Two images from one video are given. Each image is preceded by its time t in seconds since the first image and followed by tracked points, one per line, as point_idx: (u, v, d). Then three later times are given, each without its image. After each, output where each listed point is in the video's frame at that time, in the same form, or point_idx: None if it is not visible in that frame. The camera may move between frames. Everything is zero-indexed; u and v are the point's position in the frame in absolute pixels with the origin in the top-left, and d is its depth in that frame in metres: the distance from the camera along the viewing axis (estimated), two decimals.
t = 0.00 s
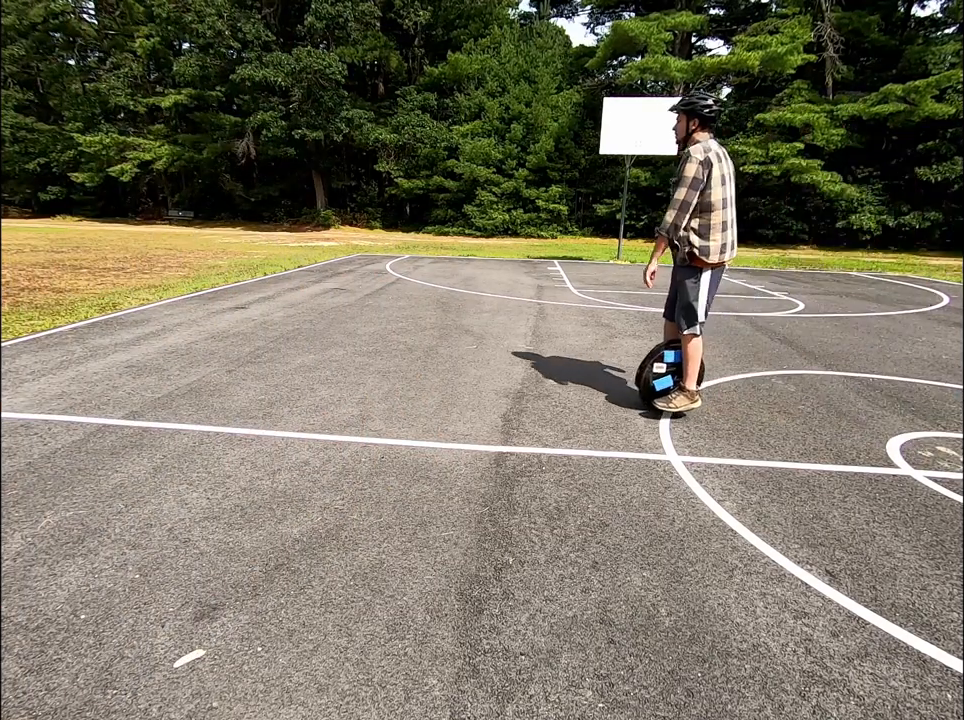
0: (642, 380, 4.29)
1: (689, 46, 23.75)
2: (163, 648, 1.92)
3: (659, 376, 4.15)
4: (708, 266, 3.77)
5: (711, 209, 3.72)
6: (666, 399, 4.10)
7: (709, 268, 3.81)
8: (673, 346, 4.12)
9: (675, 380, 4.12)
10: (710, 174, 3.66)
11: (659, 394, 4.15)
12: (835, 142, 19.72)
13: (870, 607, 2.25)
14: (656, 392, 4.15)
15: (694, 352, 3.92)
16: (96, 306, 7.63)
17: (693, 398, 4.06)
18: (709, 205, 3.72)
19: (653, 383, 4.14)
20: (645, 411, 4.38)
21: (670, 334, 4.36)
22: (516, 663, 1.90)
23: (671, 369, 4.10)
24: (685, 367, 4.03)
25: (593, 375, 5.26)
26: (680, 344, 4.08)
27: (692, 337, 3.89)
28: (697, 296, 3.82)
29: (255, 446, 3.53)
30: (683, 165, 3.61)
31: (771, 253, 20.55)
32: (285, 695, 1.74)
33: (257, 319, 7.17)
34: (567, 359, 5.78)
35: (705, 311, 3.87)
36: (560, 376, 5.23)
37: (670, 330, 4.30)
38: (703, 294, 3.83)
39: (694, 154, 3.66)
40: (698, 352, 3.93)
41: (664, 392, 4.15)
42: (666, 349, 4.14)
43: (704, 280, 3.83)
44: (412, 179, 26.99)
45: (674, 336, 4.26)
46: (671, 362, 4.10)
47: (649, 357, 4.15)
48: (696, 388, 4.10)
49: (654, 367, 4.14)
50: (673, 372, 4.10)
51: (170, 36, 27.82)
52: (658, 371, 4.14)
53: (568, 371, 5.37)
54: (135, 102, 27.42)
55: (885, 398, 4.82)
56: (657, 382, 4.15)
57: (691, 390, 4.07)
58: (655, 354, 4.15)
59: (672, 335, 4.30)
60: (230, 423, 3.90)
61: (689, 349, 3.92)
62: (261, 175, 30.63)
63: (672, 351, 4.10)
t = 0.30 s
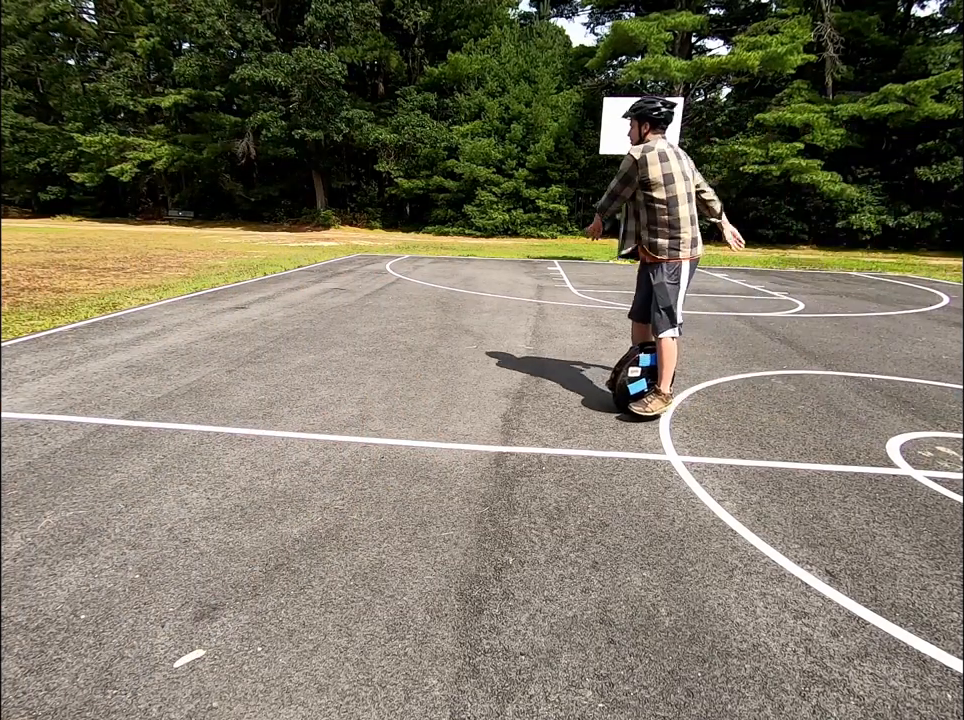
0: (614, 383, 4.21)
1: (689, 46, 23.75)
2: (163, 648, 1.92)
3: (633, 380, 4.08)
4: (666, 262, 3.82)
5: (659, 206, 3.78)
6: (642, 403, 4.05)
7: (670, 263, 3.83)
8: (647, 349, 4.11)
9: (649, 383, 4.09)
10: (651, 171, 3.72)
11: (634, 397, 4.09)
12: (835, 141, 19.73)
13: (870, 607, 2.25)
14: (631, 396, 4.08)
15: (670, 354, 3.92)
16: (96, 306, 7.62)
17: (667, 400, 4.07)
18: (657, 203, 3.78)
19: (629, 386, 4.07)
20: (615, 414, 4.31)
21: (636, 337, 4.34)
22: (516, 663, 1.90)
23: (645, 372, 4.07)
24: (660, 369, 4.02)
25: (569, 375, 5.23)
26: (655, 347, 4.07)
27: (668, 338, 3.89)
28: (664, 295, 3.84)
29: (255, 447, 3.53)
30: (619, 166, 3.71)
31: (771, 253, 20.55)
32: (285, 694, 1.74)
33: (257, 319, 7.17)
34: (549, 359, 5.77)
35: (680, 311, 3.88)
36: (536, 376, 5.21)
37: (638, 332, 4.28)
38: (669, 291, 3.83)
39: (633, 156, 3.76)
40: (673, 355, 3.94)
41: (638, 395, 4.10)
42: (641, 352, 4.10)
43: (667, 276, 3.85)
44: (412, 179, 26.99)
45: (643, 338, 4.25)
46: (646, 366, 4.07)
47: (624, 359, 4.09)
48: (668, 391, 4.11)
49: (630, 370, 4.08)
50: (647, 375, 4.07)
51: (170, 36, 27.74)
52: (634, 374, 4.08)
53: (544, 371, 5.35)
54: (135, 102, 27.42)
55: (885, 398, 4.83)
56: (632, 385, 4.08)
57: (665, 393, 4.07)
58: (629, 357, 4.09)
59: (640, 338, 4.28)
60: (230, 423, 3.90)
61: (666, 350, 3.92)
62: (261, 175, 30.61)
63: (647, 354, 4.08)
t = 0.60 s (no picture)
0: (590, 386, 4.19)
1: (689, 45, 23.75)
2: (163, 648, 1.92)
3: (609, 382, 4.04)
4: (638, 263, 3.75)
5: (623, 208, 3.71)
6: (617, 405, 4.01)
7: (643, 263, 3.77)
8: (622, 352, 4.07)
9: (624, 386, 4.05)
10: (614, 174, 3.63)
11: (609, 400, 4.06)
12: (835, 141, 19.73)
13: (870, 607, 2.25)
14: (607, 398, 4.04)
15: (644, 357, 3.86)
16: (96, 306, 7.62)
17: (644, 404, 4.02)
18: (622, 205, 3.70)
19: (605, 388, 4.04)
20: (593, 415, 4.28)
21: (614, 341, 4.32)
22: (516, 663, 1.90)
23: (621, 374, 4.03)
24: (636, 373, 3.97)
25: (549, 376, 5.21)
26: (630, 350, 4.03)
27: (642, 341, 3.84)
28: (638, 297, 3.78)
29: (256, 447, 3.53)
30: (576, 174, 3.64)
31: (770, 253, 20.54)
32: (285, 695, 1.74)
33: (257, 319, 7.17)
34: (531, 359, 5.75)
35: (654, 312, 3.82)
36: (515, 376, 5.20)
37: (615, 335, 4.23)
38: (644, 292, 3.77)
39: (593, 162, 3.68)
40: (647, 358, 3.88)
41: (614, 398, 4.06)
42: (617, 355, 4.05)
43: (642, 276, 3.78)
44: (412, 179, 27.00)
45: (620, 342, 4.21)
46: (622, 368, 4.04)
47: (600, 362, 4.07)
48: (646, 395, 4.06)
49: (606, 372, 4.03)
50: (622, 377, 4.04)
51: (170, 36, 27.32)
52: (609, 376, 4.04)
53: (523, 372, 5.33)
54: (135, 103, 27.16)
55: (884, 399, 4.83)
56: (608, 387, 4.05)
57: (641, 397, 4.02)
58: (605, 359, 4.07)
59: (616, 341, 4.24)
60: (230, 423, 3.90)
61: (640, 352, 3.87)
62: (261, 175, 30.63)
63: (622, 357, 4.04)
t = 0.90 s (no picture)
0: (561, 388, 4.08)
1: (689, 45, 23.75)
2: (163, 648, 1.92)
3: (581, 383, 3.95)
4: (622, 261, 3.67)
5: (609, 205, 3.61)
6: (592, 406, 3.93)
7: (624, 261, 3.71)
8: (592, 352, 4.00)
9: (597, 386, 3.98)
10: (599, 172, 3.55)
11: (582, 402, 3.97)
12: (835, 141, 19.74)
13: (870, 607, 2.25)
14: (581, 400, 3.95)
15: (614, 354, 3.83)
16: (96, 306, 7.62)
17: (616, 402, 3.98)
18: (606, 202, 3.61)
19: (577, 389, 3.94)
20: (564, 419, 4.18)
21: (581, 342, 4.24)
22: (516, 663, 1.90)
23: (593, 375, 3.96)
24: (606, 371, 3.91)
25: (524, 375, 5.20)
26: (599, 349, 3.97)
27: (612, 339, 3.79)
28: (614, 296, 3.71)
29: (255, 447, 3.53)
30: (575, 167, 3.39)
31: (770, 253, 20.54)
32: (285, 695, 1.74)
33: (257, 319, 7.17)
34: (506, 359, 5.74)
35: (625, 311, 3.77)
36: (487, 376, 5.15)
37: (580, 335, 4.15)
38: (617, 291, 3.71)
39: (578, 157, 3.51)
40: (616, 355, 3.85)
41: (586, 399, 3.98)
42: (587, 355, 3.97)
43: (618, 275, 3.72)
44: (412, 179, 26.98)
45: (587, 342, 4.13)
46: (593, 368, 3.96)
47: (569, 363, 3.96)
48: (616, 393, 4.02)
49: (577, 374, 3.93)
50: (594, 378, 3.96)
51: (170, 36, 27.46)
52: (582, 377, 3.95)
53: (494, 372, 5.29)
54: (135, 102, 27.29)
55: (885, 398, 4.83)
56: (581, 389, 3.95)
57: (612, 394, 3.98)
58: (575, 361, 3.96)
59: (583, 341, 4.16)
60: (230, 423, 3.90)
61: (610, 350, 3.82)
62: (261, 175, 30.63)
63: (593, 356, 3.96)
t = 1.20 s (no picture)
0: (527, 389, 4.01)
1: (689, 46, 23.76)
2: (163, 648, 1.92)
3: (543, 382, 3.87)
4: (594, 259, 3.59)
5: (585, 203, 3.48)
6: (555, 405, 3.82)
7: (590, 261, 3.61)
8: (552, 350, 3.88)
9: (559, 385, 3.87)
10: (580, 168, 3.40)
11: (546, 402, 3.88)
12: (835, 141, 19.74)
13: (870, 607, 2.25)
14: (543, 400, 3.86)
15: (571, 350, 3.69)
16: (96, 306, 7.62)
17: (580, 399, 3.85)
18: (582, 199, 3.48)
19: (539, 390, 3.86)
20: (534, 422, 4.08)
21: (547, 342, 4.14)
22: (516, 663, 1.90)
23: (553, 373, 3.86)
24: (566, 368, 3.78)
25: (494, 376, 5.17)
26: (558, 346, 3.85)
27: (567, 336, 3.66)
28: (574, 296, 3.59)
29: (255, 447, 3.53)
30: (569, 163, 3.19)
31: (771, 253, 20.54)
32: (285, 695, 1.74)
33: (257, 319, 7.17)
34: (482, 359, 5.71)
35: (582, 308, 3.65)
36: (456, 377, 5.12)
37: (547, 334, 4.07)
38: (576, 292, 3.61)
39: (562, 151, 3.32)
40: (575, 351, 3.71)
41: (550, 399, 3.88)
42: (548, 354, 3.87)
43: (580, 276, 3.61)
44: (412, 179, 26.96)
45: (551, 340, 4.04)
46: (553, 366, 3.85)
47: (530, 364, 3.88)
48: (581, 389, 3.90)
49: (538, 373, 3.84)
50: (555, 377, 3.85)
51: (170, 36, 27.13)
52: (543, 377, 3.86)
53: (466, 373, 5.26)
54: (135, 102, 27.18)
55: (885, 398, 4.82)
56: (543, 388, 3.86)
57: (576, 392, 3.86)
58: (535, 361, 3.87)
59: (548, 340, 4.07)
60: (230, 423, 3.90)
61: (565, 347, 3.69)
62: (261, 175, 30.63)
63: (552, 355, 3.85)
